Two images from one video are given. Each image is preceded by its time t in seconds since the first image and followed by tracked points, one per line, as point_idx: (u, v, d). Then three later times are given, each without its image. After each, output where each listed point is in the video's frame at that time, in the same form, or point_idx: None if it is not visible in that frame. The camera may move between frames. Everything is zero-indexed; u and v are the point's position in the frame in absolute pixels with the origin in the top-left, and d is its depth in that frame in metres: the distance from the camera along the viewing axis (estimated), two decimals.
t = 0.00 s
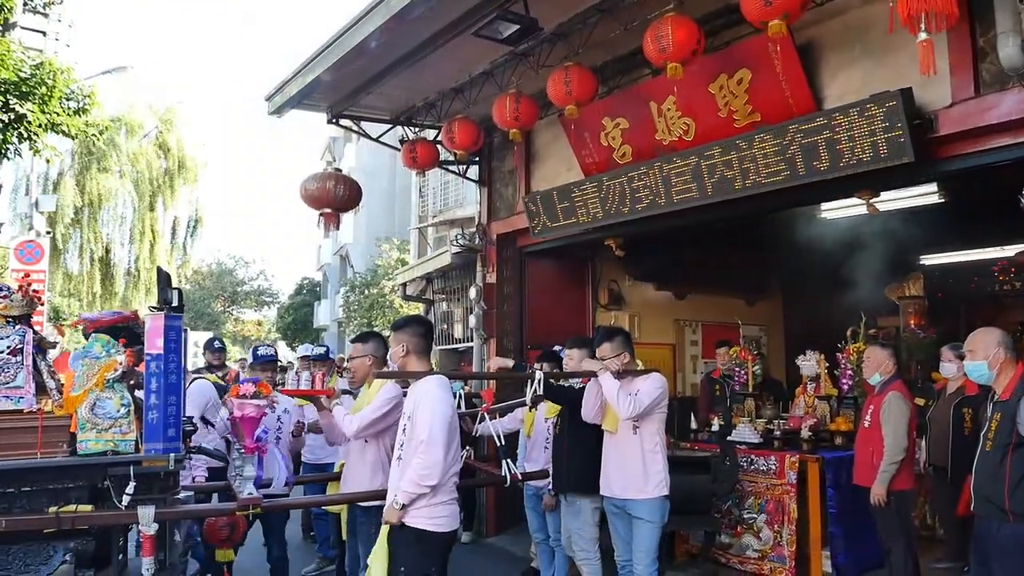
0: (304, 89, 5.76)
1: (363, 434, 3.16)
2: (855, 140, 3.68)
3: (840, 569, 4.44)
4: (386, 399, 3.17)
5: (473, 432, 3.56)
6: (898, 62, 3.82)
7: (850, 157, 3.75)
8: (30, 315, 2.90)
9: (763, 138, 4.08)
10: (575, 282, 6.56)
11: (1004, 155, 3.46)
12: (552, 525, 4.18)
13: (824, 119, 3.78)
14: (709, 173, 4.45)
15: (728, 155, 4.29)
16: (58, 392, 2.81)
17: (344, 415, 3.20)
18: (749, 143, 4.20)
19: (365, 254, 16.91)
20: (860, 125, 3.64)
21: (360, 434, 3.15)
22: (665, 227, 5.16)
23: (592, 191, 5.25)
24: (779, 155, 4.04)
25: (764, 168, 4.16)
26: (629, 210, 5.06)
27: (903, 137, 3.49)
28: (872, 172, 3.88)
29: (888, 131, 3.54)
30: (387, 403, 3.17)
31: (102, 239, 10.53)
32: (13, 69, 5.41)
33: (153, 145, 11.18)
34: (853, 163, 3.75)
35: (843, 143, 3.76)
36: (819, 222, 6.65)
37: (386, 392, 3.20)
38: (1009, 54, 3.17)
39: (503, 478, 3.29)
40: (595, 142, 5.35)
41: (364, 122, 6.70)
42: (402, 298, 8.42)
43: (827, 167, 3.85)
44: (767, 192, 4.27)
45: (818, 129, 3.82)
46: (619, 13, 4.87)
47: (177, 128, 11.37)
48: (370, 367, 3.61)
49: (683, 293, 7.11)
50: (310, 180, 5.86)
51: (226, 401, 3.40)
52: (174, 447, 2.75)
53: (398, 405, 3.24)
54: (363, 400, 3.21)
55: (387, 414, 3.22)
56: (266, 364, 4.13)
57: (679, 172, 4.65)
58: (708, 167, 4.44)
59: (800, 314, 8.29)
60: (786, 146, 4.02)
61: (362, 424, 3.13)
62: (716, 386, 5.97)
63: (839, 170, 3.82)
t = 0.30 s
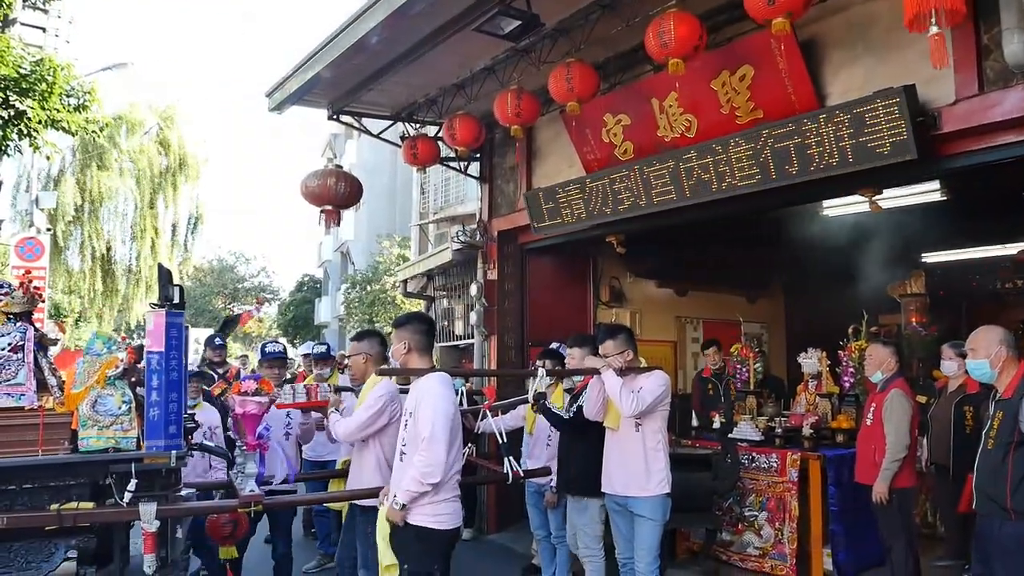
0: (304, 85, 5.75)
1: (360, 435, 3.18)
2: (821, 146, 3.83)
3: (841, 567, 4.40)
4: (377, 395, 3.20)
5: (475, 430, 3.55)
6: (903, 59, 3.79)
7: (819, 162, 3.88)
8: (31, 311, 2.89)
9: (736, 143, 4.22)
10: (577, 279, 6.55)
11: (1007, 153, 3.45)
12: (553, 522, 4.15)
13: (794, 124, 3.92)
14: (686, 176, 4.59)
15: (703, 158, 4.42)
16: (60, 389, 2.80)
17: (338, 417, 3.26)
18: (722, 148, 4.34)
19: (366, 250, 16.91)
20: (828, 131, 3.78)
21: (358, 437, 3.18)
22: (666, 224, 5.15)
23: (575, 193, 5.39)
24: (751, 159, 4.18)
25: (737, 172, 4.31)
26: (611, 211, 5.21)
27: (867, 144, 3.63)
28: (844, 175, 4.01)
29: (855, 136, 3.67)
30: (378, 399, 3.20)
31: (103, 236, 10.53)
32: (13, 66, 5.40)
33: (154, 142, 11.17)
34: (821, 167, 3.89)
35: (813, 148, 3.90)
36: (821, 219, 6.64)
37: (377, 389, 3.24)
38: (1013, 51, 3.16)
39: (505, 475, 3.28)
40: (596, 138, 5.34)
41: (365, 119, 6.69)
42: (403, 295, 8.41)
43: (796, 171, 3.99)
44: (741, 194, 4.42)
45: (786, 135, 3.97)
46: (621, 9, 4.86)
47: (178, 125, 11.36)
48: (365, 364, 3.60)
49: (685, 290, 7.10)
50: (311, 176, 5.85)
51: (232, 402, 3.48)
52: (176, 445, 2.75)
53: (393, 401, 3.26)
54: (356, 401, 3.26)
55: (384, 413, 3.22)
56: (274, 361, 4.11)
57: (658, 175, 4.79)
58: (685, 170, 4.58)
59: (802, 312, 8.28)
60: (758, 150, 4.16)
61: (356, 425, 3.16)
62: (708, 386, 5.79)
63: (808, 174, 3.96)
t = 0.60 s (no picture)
0: (303, 81, 5.73)
1: (347, 433, 3.26)
2: (786, 147, 4.01)
3: (841, 561, 4.38)
4: (359, 392, 3.31)
5: (475, 425, 3.54)
6: (903, 51, 3.77)
7: (785, 162, 4.07)
8: (29, 310, 2.89)
9: (708, 144, 4.39)
10: (576, 274, 6.55)
11: (1008, 145, 3.44)
12: (554, 517, 4.16)
13: (762, 126, 4.08)
14: (661, 176, 4.76)
15: (678, 158, 4.59)
16: (59, 386, 2.83)
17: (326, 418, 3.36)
18: (695, 149, 4.51)
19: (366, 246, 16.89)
20: (794, 132, 3.95)
21: (346, 434, 3.26)
22: (666, 219, 5.14)
23: (557, 192, 5.52)
24: (722, 160, 4.36)
25: (709, 172, 4.48)
26: (591, 210, 5.36)
27: (831, 145, 3.80)
28: (813, 175, 4.16)
29: (819, 138, 3.85)
30: (360, 395, 3.31)
31: (103, 233, 10.52)
32: (11, 63, 5.39)
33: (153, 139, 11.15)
34: (788, 167, 4.07)
35: (780, 149, 4.07)
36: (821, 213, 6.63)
37: (361, 387, 3.36)
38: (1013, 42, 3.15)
39: (506, 470, 3.28)
40: (595, 133, 5.33)
41: (364, 114, 6.67)
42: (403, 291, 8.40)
43: (765, 171, 4.17)
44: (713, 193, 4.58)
45: (755, 137, 4.14)
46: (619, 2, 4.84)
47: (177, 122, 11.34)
48: (354, 361, 3.67)
49: (685, 285, 7.10)
50: (311, 172, 5.84)
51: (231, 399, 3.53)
52: (176, 442, 2.75)
53: (376, 397, 3.36)
54: (342, 401, 3.37)
55: (368, 408, 3.31)
56: (276, 358, 4.10)
57: (635, 175, 4.96)
58: (660, 171, 4.76)
59: (803, 306, 8.27)
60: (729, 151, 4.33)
61: (341, 423, 3.25)
62: (699, 381, 5.72)
63: (776, 174, 4.14)
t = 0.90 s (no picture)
0: (302, 79, 5.73)
1: (339, 430, 3.30)
2: (753, 150, 4.19)
3: (842, 556, 4.41)
4: (348, 389, 3.36)
5: (475, 422, 3.53)
6: (902, 47, 3.78)
7: (754, 165, 4.24)
8: (30, 308, 2.90)
9: (681, 148, 4.56)
10: (577, 271, 6.55)
11: (1006, 139, 3.44)
12: (555, 513, 4.18)
13: (731, 131, 4.26)
14: (637, 179, 4.93)
15: (653, 162, 4.77)
16: (60, 385, 2.85)
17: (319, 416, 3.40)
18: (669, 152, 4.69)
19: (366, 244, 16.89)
20: (762, 137, 4.12)
21: (338, 431, 3.30)
22: (665, 215, 5.14)
23: (543, 190, 5.63)
24: (693, 163, 4.53)
25: (682, 175, 4.65)
26: (573, 211, 5.51)
27: (795, 149, 3.97)
28: (779, 177, 4.31)
29: (784, 142, 4.02)
30: (349, 392, 3.35)
31: (103, 232, 10.54)
32: (11, 62, 5.39)
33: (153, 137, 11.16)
34: (757, 169, 4.24)
35: (748, 152, 4.24)
36: (821, 209, 6.63)
37: (349, 384, 3.40)
38: (1011, 36, 3.14)
39: (506, 467, 3.28)
40: (594, 130, 5.33)
41: (363, 112, 6.67)
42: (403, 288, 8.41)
43: (734, 173, 4.34)
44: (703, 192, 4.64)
45: (725, 141, 4.31)
46: None
47: (177, 120, 11.34)
48: (345, 359, 3.74)
49: (685, 281, 7.11)
50: (312, 170, 5.84)
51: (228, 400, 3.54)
52: (176, 439, 2.76)
53: (366, 393, 3.41)
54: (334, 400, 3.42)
55: (358, 404, 3.36)
56: (281, 358, 3.97)
57: (613, 177, 5.13)
58: (637, 173, 4.93)
59: (803, 302, 8.27)
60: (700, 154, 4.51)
61: (333, 421, 3.29)
62: (695, 375, 5.64)
63: (745, 176, 4.31)
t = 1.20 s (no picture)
0: (303, 78, 5.74)
1: (333, 427, 3.33)
2: (726, 155, 4.36)
3: (843, 554, 4.40)
4: (343, 387, 3.38)
5: (475, 420, 3.52)
6: (902, 44, 3.77)
7: (726, 169, 4.42)
8: (31, 306, 2.92)
9: (658, 153, 4.75)
10: (578, 269, 6.55)
11: (1007, 137, 3.44)
12: (557, 511, 4.17)
13: (704, 137, 4.45)
14: (617, 182, 5.10)
15: (632, 165, 4.94)
16: (60, 383, 2.87)
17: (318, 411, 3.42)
18: (647, 157, 4.86)
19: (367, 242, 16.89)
20: (734, 142, 4.30)
21: (332, 427, 3.33)
22: (666, 213, 5.14)
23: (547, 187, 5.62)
24: (670, 168, 4.71)
25: (659, 179, 4.83)
26: (556, 213, 5.67)
27: (764, 154, 4.15)
28: (754, 180, 4.45)
29: (754, 147, 4.20)
30: (344, 390, 3.38)
31: (104, 230, 10.56)
32: (13, 61, 5.40)
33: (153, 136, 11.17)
34: (729, 174, 4.41)
35: (721, 157, 4.42)
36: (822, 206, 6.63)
37: (345, 382, 3.43)
38: (1011, 33, 3.13)
39: (505, 465, 3.29)
40: (595, 128, 5.33)
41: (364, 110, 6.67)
42: (404, 287, 8.42)
43: (709, 177, 4.51)
44: (704, 190, 4.64)
45: (699, 146, 4.49)
46: None
47: (177, 118, 11.34)
48: (343, 357, 3.75)
49: (686, 279, 7.11)
50: (313, 169, 5.85)
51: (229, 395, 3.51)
52: (177, 437, 2.77)
53: (361, 390, 3.43)
54: (330, 398, 3.45)
55: (352, 401, 3.38)
56: (285, 357, 3.92)
57: (594, 181, 5.29)
58: (616, 177, 5.10)
59: (805, 300, 8.26)
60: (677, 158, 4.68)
61: (327, 418, 3.32)
62: (697, 373, 5.75)
63: (719, 180, 4.48)
